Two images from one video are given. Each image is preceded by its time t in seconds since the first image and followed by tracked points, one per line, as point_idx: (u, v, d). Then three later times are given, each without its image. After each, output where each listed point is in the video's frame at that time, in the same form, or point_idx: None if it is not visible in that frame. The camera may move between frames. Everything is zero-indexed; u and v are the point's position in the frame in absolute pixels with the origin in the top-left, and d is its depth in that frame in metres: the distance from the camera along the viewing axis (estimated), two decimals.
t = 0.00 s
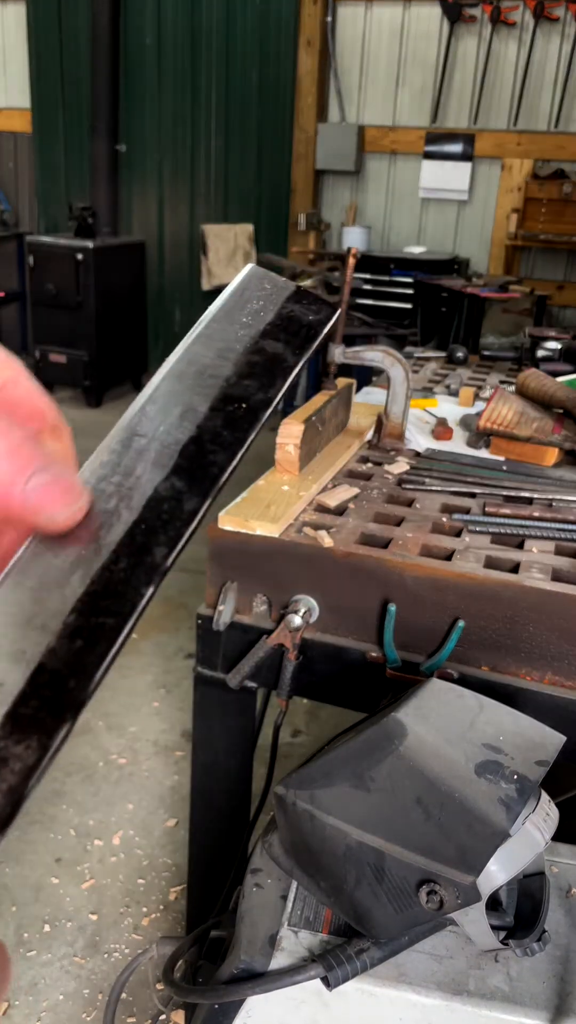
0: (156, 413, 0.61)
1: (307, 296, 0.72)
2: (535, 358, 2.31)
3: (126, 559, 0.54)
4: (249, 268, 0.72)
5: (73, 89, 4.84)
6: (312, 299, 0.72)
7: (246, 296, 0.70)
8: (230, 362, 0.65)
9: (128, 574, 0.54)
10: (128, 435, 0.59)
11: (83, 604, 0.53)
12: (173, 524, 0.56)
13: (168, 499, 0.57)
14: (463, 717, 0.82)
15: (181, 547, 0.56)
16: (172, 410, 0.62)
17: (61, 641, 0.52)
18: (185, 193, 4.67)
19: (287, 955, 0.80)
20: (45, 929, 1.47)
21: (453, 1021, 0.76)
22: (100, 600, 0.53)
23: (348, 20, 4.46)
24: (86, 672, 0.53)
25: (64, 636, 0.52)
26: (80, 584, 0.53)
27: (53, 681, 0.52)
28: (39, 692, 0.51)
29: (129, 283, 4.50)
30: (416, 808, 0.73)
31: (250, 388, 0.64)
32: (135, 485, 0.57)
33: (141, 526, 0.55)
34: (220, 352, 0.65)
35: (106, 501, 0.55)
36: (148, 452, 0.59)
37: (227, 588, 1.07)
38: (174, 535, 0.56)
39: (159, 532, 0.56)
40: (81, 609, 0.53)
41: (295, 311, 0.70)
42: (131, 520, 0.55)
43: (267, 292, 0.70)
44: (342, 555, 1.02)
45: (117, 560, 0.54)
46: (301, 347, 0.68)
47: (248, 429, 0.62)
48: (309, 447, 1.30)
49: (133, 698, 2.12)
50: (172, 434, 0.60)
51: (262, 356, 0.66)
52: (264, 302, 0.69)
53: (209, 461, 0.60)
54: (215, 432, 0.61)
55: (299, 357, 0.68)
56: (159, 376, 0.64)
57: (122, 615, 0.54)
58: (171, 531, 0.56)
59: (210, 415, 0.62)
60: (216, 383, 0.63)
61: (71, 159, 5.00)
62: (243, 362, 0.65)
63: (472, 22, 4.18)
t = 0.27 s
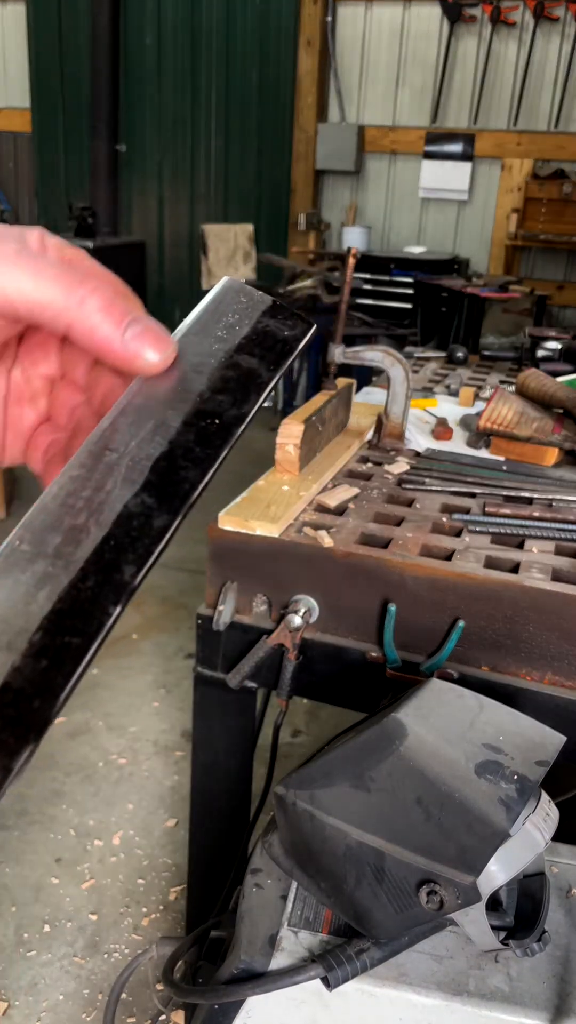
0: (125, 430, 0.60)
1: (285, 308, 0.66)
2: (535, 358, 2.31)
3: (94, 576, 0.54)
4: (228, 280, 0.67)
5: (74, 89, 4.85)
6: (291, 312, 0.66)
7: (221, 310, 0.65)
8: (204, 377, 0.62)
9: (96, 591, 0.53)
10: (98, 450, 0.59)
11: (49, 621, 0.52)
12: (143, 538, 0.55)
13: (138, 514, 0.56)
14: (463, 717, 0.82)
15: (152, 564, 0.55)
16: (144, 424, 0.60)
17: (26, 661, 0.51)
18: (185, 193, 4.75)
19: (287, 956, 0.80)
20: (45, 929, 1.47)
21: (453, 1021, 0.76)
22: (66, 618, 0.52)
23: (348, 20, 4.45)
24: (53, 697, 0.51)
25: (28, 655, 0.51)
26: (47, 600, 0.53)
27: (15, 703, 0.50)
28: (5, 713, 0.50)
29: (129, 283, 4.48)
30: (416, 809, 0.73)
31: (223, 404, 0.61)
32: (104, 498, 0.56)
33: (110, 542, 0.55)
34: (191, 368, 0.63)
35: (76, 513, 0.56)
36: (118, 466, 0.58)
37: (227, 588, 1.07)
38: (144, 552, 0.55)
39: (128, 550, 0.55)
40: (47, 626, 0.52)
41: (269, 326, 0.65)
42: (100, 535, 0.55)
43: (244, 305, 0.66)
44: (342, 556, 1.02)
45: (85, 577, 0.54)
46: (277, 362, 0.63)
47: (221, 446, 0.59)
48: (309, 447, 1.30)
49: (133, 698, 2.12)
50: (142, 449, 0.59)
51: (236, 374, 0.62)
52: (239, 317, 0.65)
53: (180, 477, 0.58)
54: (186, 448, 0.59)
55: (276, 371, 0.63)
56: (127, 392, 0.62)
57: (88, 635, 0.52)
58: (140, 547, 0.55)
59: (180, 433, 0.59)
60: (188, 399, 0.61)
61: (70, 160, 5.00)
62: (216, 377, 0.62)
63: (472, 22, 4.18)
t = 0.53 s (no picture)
0: (127, 437, 0.73)
1: (288, 314, 0.80)
2: (535, 358, 2.31)
3: (88, 586, 0.66)
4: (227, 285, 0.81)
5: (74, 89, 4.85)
6: (294, 318, 0.79)
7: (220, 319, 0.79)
8: (203, 384, 0.75)
9: (91, 600, 0.65)
10: (101, 456, 0.72)
11: (43, 634, 0.64)
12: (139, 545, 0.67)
13: (136, 521, 0.68)
14: (463, 716, 0.82)
15: (146, 571, 0.67)
16: (144, 432, 0.73)
17: (21, 670, 0.63)
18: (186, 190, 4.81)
19: (287, 956, 0.80)
20: (45, 929, 1.47)
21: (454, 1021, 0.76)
22: (62, 627, 0.64)
23: (348, 20, 4.43)
24: (48, 703, 0.62)
25: (23, 664, 0.63)
26: (42, 611, 0.64)
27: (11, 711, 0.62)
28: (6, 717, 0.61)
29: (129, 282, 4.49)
30: (416, 809, 0.73)
31: (222, 409, 0.74)
32: (103, 507, 0.69)
33: (106, 552, 0.67)
34: (195, 373, 0.76)
35: (75, 523, 0.68)
36: (118, 474, 0.71)
37: (227, 588, 1.07)
38: (139, 561, 0.67)
39: (125, 559, 0.67)
40: (41, 638, 0.64)
41: (272, 330, 0.78)
42: (97, 545, 0.67)
43: (245, 311, 0.80)
44: (342, 556, 1.02)
45: (80, 587, 0.66)
46: (277, 368, 0.76)
47: (219, 448, 0.72)
48: (309, 447, 1.30)
49: (133, 698, 2.12)
50: (143, 458, 0.72)
51: (235, 380, 0.75)
52: (242, 320, 0.79)
53: (179, 484, 0.70)
54: (185, 453, 0.72)
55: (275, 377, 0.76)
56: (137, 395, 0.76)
57: (81, 646, 0.64)
58: (136, 556, 0.67)
59: (181, 436, 0.73)
60: (190, 405, 0.74)
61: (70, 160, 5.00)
62: (216, 384, 0.75)
63: (472, 21, 4.18)
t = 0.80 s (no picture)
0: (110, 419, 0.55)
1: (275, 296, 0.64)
2: (535, 358, 2.31)
3: (82, 575, 0.51)
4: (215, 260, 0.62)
5: (73, 90, 4.85)
6: (282, 299, 0.65)
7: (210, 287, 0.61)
8: (191, 362, 0.58)
9: (84, 591, 0.51)
10: (84, 437, 0.54)
11: (37, 622, 0.49)
12: (134, 534, 0.53)
13: (127, 512, 0.53)
14: (463, 716, 0.83)
15: (141, 563, 0.53)
16: (131, 414, 0.56)
17: (14, 664, 0.49)
18: (186, 191, 4.80)
19: (287, 955, 0.81)
20: (45, 929, 1.47)
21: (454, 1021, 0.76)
22: (55, 619, 0.50)
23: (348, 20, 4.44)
24: (44, 695, 0.49)
25: (17, 657, 0.49)
26: (34, 601, 0.50)
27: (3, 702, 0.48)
28: None
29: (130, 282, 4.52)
30: (416, 808, 0.73)
31: (214, 394, 0.58)
32: (91, 493, 0.53)
33: (98, 540, 0.52)
34: (182, 355, 0.58)
35: (59, 507, 0.52)
36: (106, 458, 0.54)
37: (227, 588, 1.07)
38: (132, 553, 0.53)
39: (117, 548, 0.52)
40: (35, 626, 0.49)
41: (261, 313, 0.62)
42: (88, 532, 0.52)
43: (234, 285, 0.62)
44: (342, 556, 1.02)
45: (73, 576, 0.51)
46: (267, 350, 0.61)
47: (211, 438, 0.57)
48: (308, 447, 1.30)
49: (133, 697, 2.13)
50: (131, 441, 0.55)
51: (223, 366, 0.59)
52: (229, 302, 0.61)
53: (170, 473, 0.55)
54: (176, 441, 0.56)
55: (267, 363, 0.61)
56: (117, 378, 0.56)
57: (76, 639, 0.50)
58: (129, 548, 0.53)
59: (169, 425, 0.56)
60: (179, 388, 0.57)
61: (71, 160, 5.01)
62: (207, 365, 0.59)
63: (472, 22, 4.18)
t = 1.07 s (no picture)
0: (126, 405, 0.63)
1: (285, 285, 0.70)
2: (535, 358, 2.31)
3: (95, 561, 0.60)
4: (226, 245, 0.68)
5: (73, 89, 4.85)
6: (293, 288, 0.70)
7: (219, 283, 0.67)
8: (203, 350, 0.65)
9: (97, 576, 0.60)
10: (99, 420, 0.62)
11: (52, 607, 0.58)
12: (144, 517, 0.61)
13: (139, 497, 0.61)
14: (463, 716, 0.83)
15: (151, 550, 0.61)
16: (143, 399, 0.63)
17: (30, 647, 0.58)
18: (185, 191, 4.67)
19: (287, 955, 0.81)
20: (45, 929, 1.47)
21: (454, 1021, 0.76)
22: (69, 603, 0.59)
23: (348, 20, 4.46)
24: (58, 679, 0.59)
25: (33, 640, 0.58)
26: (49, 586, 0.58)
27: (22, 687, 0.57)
28: (8, 697, 0.57)
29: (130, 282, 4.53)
30: (416, 808, 0.74)
31: (223, 381, 0.65)
32: (103, 480, 0.61)
33: (111, 526, 0.60)
34: (192, 339, 0.65)
35: (74, 495, 0.60)
36: (118, 443, 0.62)
37: (227, 588, 1.07)
38: (144, 539, 0.61)
39: (129, 535, 0.61)
40: (50, 611, 0.58)
41: (270, 299, 0.68)
42: (99, 519, 0.60)
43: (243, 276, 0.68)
44: (342, 556, 1.02)
45: (86, 561, 0.60)
46: (275, 340, 0.68)
47: (220, 425, 0.64)
48: (308, 447, 1.30)
49: (133, 697, 2.13)
50: (142, 427, 0.62)
51: (231, 354, 0.66)
52: (240, 287, 0.67)
53: (180, 458, 0.63)
54: (187, 428, 0.63)
55: (275, 349, 0.67)
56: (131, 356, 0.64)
57: (89, 622, 0.59)
58: (141, 533, 0.61)
59: (181, 409, 0.63)
60: (188, 374, 0.64)
61: (71, 160, 5.01)
62: (216, 354, 0.65)
63: (472, 22, 4.18)
